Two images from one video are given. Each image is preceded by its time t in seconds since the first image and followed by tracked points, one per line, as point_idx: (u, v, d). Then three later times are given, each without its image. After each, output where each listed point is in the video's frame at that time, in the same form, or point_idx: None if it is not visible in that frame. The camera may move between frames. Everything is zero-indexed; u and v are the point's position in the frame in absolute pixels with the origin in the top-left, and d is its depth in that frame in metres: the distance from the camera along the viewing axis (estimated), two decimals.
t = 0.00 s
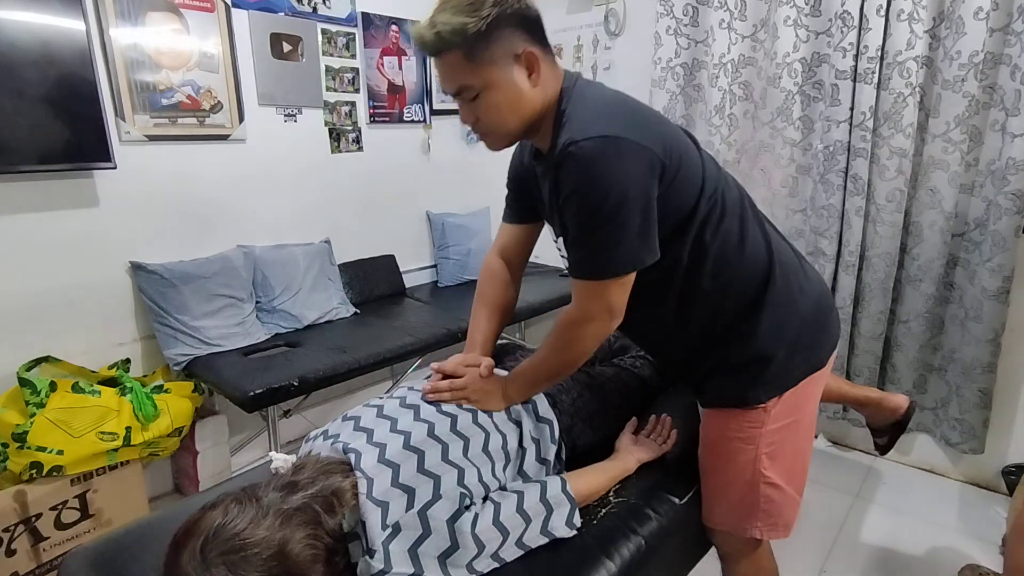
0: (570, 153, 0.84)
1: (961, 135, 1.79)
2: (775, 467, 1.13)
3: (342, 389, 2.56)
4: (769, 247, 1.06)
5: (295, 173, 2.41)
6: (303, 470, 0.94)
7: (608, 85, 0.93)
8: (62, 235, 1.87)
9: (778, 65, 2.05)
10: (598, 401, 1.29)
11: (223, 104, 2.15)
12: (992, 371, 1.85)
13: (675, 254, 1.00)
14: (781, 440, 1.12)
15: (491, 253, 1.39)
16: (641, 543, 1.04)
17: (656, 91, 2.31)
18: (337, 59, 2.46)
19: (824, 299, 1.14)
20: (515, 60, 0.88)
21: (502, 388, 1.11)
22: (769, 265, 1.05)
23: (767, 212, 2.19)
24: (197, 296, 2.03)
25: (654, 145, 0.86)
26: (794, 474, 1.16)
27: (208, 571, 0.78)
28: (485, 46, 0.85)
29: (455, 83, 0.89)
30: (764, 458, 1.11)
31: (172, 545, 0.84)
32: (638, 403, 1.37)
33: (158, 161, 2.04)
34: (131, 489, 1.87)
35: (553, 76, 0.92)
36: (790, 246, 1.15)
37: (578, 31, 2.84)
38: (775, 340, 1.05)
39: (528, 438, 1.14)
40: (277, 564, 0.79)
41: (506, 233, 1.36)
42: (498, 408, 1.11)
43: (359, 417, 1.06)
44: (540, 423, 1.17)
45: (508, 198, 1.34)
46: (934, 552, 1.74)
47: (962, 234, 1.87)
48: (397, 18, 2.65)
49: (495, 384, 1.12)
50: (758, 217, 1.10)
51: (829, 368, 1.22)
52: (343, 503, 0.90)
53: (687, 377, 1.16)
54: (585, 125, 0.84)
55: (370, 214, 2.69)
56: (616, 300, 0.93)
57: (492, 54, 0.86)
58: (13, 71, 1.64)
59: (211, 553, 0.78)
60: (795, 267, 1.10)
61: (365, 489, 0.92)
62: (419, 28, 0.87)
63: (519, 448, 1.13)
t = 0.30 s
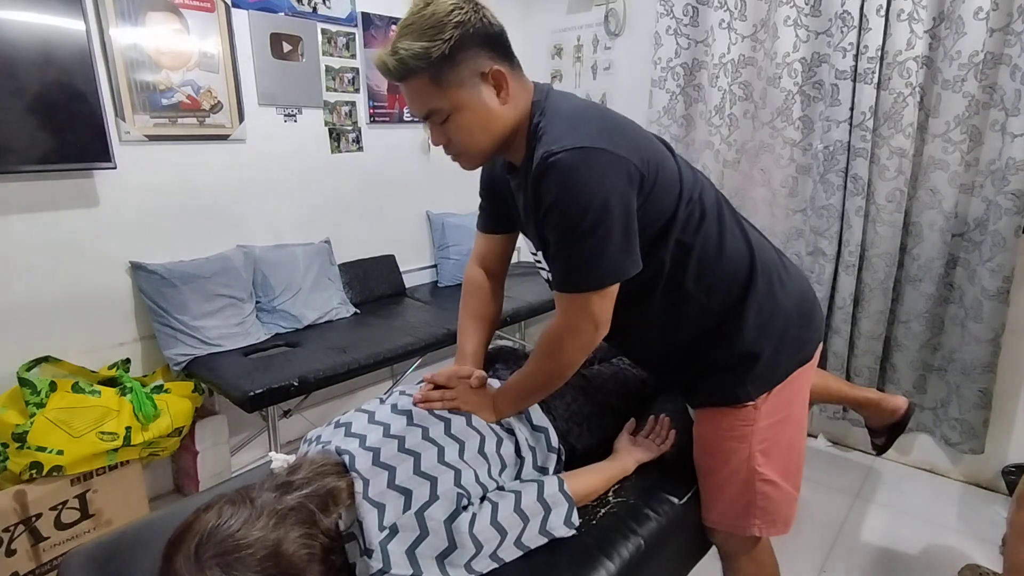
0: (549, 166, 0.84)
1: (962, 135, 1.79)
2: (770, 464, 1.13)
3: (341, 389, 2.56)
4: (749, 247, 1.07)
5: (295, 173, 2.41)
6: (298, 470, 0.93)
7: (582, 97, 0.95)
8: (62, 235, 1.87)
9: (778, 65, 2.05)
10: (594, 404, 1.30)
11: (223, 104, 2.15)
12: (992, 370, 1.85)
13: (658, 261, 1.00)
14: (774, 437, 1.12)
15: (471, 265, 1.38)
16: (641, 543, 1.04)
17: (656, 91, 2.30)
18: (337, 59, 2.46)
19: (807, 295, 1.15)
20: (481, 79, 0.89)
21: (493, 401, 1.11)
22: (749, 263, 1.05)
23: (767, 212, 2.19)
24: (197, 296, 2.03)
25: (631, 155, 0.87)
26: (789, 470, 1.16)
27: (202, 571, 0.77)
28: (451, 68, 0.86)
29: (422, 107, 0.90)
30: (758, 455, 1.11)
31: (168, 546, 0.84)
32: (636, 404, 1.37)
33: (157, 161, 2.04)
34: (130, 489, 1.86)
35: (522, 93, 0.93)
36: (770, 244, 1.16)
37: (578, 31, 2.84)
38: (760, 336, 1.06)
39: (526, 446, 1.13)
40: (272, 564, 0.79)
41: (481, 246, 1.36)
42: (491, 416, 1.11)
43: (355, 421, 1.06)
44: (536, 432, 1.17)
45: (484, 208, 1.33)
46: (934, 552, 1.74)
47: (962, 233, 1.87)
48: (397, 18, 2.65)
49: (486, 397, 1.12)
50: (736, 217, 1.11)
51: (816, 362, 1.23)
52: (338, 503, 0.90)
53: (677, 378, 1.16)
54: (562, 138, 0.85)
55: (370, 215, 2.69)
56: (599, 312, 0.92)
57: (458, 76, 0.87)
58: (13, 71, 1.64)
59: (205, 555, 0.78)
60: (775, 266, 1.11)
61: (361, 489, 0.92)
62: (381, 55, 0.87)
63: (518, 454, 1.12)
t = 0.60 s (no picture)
0: (567, 153, 0.83)
1: (961, 135, 1.79)
2: (774, 466, 1.13)
3: (342, 389, 2.56)
4: (769, 247, 1.05)
5: (295, 173, 2.41)
6: (301, 470, 0.94)
7: (608, 89, 0.92)
8: (62, 235, 1.87)
9: (778, 65, 2.05)
10: (595, 403, 1.30)
11: (223, 104, 2.15)
12: (992, 370, 1.85)
13: (675, 256, 0.99)
14: (780, 440, 1.12)
15: (490, 257, 1.37)
16: (641, 543, 1.04)
17: (656, 91, 2.31)
18: (337, 59, 2.46)
19: (824, 297, 1.13)
20: (509, 64, 0.86)
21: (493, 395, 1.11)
22: (768, 265, 1.03)
23: (767, 212, 2.19)
24: (197, 295, 2.03)
25: (652, 151, 0.86)
26: (791, 473, 1.16)
27: (207, 571, 0.78)
28: (478, 50, 0.84)
29: (448, 89, 0.88)
30: (763, 457, 1.11)
31: (171, 546, 0.84)
32: (636, 404, 1.37)
33: (157, 161, 2.04)
34: (130, 489, 1.87)
35: (549, 80, 0.91)
36: (791, 244, 1.13)
37: (578, 31, 2.84)
38: (774, 340, 1.05)
39: (526, 443, 1.13)
40: (276, 564, 0.80)
41: (504, 235, 1.34)
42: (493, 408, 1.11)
43: (358, 418, 1.07)
44: (538, 430, 1.17)
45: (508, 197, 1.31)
46: (934, 552, 1.74)
47: (962, 233, 1.87)
48: (397, 18, 2.64)
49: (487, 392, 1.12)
50: (758, 215, 1.09)
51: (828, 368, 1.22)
52: (341, 502, 0.90)
53: (686, 377, 1.15)
54: (582, 126, 0.83)
55: (370, 215, 2.69)
56: (602, 305, 0.91)
57: (485, 59, 0.84)
58: (13, 71, 1.64)
59: (209, 553, 0.79)
60: (795, 267, 1.09)
61: (364, 488, 0.92)
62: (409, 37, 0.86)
63: (518, 450, 1.13)
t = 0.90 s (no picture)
0: (610, 126, 0.81)
1: (961, 135, 1.79)
2: (780, 472, 1.13)
3: (341, 390, 2.56)
4: (799, 253, 1.04)
5: (295, 172, 2.41)
6: (304, 470, 0.94)
7: (655, 70, 0.91)
8: (62, 235, 1.87)
9: (778, 65, 2.05)
10: (597, 404, 1.29)
11: (223, 104, 2.15)
12: (992, 371, 1.85)
13: (705, 253, 0.97)
14: (789, 446, 1.11)
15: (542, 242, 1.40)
16: (641, 543, 1.04)
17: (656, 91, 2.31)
18: (337, 59, 2.46)
19: (846, 309, 1.12)
20: (553, 28, 0.83)
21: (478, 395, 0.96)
22: (797, 270, 1.03)
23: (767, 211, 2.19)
24: (197, 296, 2.03)
25: (694, 140, 0.84)
26: (797, 480, 1.15)
27: (208, 570, 0.78)
28: (524, 8, 0.81)
29: (488, 45, 0.84)
30: (770, 462, 1.11)
31: (173, 545, 0.85)
32: (638, 405, 1.38)
33: (157, 161, 2.04)
34: (130, 489, 1.86)
35: (592, 51, 0.88)
36: (819, 252, 1.12)
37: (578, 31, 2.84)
38: (793, 347, 1.04)
39: (527, 439, 1.13)
40: (278, 565, 0.80)
41: (555, 220, 1.36)
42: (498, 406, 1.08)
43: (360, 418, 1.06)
44: (538, 426, 1.17)
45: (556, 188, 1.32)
46: (934, 552, 1.74)
47: (962, 234, 1.87)
48: (397, 18, 2.64)
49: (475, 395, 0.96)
50: (791, 220, 1.08)
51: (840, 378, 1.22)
52: (344, 504, 0.90)
53: (697, 377, 1.14)
54: (628, 102, 0.82)
55: (370, 215, 2.69)
56: (620, 291, 0.85)
57: (531, 19, 0.81)
58: (12, 70, 1.64)
59: (212, 553, 0.79)
60: (822, 273, 1.08)
61: (366, 488, 0.92)
62: None
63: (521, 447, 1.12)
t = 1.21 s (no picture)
0: (589, 135, 0.76)
1: (961, 135, 1.79)
2: (773, 481, 1.10)
3: (341, 390, 2.57)
4: (794, 261, 1.00)
5: (295, 172, 2.41)
6: (303, 470, 0.95)
7: (640, 71, 0.86)
8: (62, 235, 1.87)
9: (778, 65, 2.05)
10: (595, 404, 1.30)
11: (223, 104, 2.15)
12: (992, 371, 1.85)
13: (694, 262, 0.94)
14: (783, 457, 1.08)
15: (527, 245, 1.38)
16: (641, 543, 1.04)
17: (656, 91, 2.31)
18: (337, 59, 2.46)
19: (845, 315, 1.08)
20: (534, 28, 0.79)
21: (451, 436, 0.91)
22: (792, 279, 0.99)
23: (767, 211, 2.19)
24: (197, 296, 2.03)
25: (676, 151, 0.79)
26: (790, 489, 1.13)
27: (208, 571, 0.78)
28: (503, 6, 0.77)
29: (466, 45, 0.80)
30: (762, 471, 1.08)
31: (172, 545, 0.85)
32: (637, 405, 1.38)
33: (157, 161, 2.04)
34: (130, 489, 1.86)
35: (578, 51, 0.84)
36: (816, 254, 1.08)
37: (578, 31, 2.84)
38: (786, 357, 1.01)
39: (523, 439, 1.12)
40: (278, 564, 0.80)
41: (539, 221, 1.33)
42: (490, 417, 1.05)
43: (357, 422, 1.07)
44: (537, 427, 1.16)
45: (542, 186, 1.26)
46: (934, 552, 1.74)
47: (962, 234, 1.87)
48: (397, 18, 2.64)
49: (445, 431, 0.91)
50: (785, 221, 1.03)
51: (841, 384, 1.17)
52: (342, 504, 0.91)
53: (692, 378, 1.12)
54: (611, 111, 0.77)
55: (370, 215, 2.69)
56: (600, 308, 0.80)
57: (511, 18, 0.77)
58: (12, 70, 1.64)
59: (211, 553, 0.79)
60: (819, 281, 1.04)
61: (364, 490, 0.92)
62: None
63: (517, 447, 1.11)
